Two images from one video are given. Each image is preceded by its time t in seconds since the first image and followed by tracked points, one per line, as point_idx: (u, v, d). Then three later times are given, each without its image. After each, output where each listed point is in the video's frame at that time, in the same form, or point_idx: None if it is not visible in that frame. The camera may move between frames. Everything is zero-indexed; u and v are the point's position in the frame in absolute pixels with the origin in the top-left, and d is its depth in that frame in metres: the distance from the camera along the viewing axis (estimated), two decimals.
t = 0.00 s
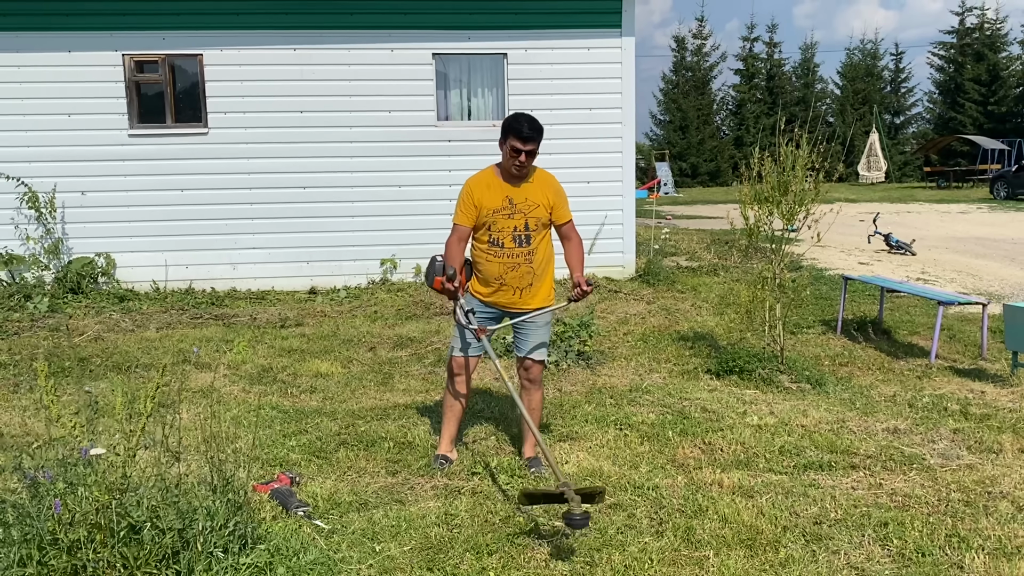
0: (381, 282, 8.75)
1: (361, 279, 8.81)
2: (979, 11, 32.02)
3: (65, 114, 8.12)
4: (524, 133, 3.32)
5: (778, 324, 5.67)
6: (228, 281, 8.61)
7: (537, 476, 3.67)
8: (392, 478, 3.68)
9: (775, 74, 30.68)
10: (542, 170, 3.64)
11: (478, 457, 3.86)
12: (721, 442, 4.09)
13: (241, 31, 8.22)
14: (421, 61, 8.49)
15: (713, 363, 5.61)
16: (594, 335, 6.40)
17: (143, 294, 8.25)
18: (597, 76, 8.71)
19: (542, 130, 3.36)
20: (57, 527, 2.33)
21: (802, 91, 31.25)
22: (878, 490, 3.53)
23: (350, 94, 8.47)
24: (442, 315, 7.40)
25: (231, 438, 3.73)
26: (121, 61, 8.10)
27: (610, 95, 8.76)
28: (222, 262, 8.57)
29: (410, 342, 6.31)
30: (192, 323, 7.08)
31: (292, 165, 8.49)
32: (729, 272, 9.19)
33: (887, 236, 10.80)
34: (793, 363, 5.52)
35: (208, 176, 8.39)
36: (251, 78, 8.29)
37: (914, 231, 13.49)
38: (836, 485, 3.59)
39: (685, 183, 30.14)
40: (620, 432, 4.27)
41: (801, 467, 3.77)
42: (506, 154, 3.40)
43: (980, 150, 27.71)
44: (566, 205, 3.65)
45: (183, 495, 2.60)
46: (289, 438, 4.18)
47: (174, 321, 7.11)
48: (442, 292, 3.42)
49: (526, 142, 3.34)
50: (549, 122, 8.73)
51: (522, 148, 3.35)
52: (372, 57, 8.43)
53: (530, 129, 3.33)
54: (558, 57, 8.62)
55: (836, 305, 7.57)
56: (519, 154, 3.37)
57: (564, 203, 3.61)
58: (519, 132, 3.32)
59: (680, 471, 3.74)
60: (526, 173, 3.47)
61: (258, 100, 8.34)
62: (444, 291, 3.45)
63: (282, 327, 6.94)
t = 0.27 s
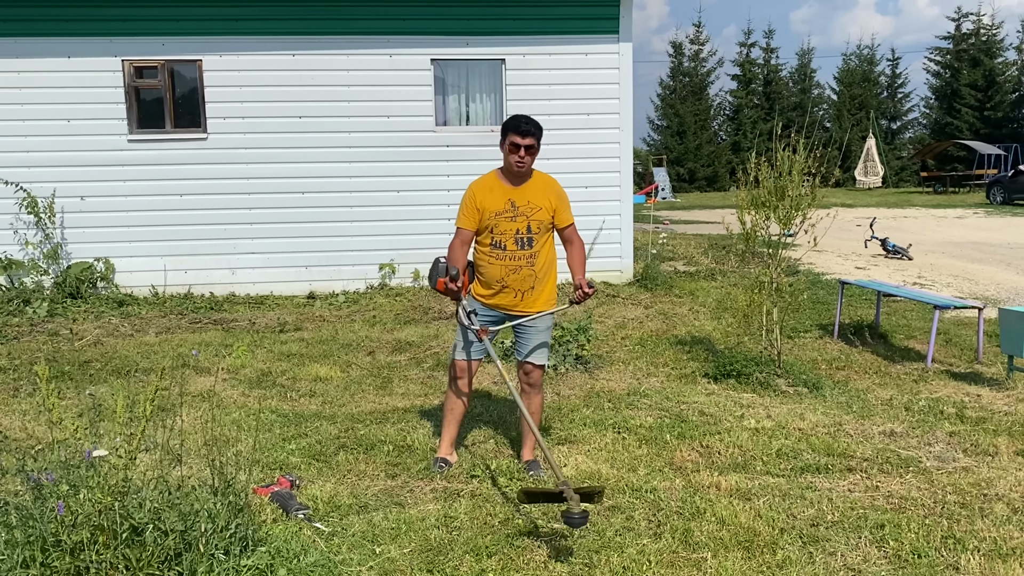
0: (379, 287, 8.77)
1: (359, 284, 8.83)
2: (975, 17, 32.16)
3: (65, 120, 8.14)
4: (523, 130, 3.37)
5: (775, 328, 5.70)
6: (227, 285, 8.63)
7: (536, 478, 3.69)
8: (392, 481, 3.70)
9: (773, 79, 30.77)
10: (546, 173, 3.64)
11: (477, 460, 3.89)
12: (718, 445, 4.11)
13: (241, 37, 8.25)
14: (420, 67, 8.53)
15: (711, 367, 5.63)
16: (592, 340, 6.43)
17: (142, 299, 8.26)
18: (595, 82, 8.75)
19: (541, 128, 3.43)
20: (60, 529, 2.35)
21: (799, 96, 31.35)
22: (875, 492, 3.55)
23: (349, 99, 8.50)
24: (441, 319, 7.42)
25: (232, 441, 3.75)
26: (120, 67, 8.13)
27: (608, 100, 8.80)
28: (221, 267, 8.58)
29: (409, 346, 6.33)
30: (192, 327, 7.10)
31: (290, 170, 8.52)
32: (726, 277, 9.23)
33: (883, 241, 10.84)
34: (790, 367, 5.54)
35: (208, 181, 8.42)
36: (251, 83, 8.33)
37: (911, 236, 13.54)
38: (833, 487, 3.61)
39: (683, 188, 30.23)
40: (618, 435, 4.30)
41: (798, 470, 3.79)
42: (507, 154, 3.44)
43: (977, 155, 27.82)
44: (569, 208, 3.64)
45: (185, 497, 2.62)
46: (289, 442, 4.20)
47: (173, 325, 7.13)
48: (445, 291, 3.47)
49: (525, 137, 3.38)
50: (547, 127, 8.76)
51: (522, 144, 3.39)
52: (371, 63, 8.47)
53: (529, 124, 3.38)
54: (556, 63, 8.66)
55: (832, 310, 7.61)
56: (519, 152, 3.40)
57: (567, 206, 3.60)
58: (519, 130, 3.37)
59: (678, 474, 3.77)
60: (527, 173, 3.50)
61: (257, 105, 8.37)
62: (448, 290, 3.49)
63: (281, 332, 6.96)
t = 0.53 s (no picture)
0: (377, 290, 8.78)
1: (357, 287, 8.84)
2: (972, 22, 32.28)
3: (64, 123, 8.16)
4: (525, 131, 3.40)
5: (773, 332, 5.72)
6: (225, 289, 8.63)
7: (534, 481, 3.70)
8: (390, 484, 3.71)
9: (770, 83, 30.87)
10: (549, 176, 3.65)
11: (476, 463, 3.89)
12: (716, 449, 4.13)
13: (240, 41, 8.27)
14: (418, 71, 8.55)
15: (709, 370, 5.65)
16: (590, 343, 6.44)
17: (140, 302, 8.26)
18: (593, 86, 8.77)
19: (543, 130, 3.46)
20: (60, 530, 2.36)
21: (796, 101, 31.44)
22: (872, 495, 3.57)
23: (347, 103, 8.52)
24: (439, 323, 7.43)
25: (230, 444, 3.76)
26: (119, 70, 8.14)
27: (606, 104, 8.83)
28: (219, 270, 8.59)
29: (407, 350, 6.34)
30: (190, 330, 7.10)
31: (289, 173, 8.54)
32: (724, 281, 9.25)
33: (881, 244, 10.87)
34: (787, 370, 5.56)
35: (206, 185, 8.43)
36: (250, 87, 8.35)
37: (908, 240, 13.58)
38: (830, 490, 3.63)
39: (680, 192, 30.29)
40: (616, 438, 4.31)
41: (795, 473, 3.81)
42: (509, 156, 3.46)
43: (973, 159, 27.91)
44: (572, 211, 3.65)
45: (185, 500, 2.63)
46: (288, 445, 4.21)
47: (172, 328, 7.13)
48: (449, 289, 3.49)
49: (526, 138, 3.41)
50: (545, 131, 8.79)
51: (523, 144, 3.42)
52: (369, 67, 8.49)
53: (530, 126, 3.41)
54: (554, 67, 8.69)
55: (830, 313, 7.63)
56: (521, 153, 3.43)
57: (570, 209, 3.62)
58: (521, 131, 3.40)
59: (675, 476, 3.78)
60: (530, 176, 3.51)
61: (256, 109, 8.39)
62: (451, 288, 3.51)
63: (279, 335, 6.97)
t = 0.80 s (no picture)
0: (375, 292, 8.78)
1: (355, 289, 8.83)
2: (969, 25, 32.36)
3: (62, 124, 8.15)
4: (525, 131, 3.42)
5: (771, 334, 5.72)
6: (223, 290, 8.62)
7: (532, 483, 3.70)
8: (388, 485, 3.71)
9: (767, 86, 30.94)
10: (550, 177, 3.66)
11: (474, 465, 3.89)
12: (714, 451, 4.13)
13: (239, 43, 8.27)
14: (417, 73, 8.56)
15: (707, 372, 5.65)
16: (588, 345, 6.44)
17: (138, 304, 8.26)
18: (591, 89, 8.79)
19: (544, 132, 3.48)
20: (58, 532, 2.36)
21: (794, 103, 31.50)
22: (869, 497, 3.57)
23: (346, 105, 8.52)
24: (437, 324, 7.43)
25: (228, 446, 3.75)
26: (117, 72, 8.14)
27: (604, 107, 8.84)
28: (217, 272, 8.58)
29: (405, 351, 6.34)
30: (188, 332, 7.10)
31: (287, 175, 8.54)
32: (722, 283, 9.26)
33: (878, 247, 10.89)
34: (785, 372, 5.56)
35: (204, 186, 8.43)
36: (248, 89, 8.35)
37: (905, 243, 13.60)
38: (827, 492, 3.63)
39: (678, 194, 30.33)
40: (614, 440, 4.32)
41: (793, 475, 3.81)
42: (509, 157, 3.47)
43: (971, 162, 27.97)
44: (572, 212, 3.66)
45: (182, 501, 2.63)
46: (286, 446, 4.21)
47: (169, 330, 7.13)
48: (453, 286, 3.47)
49: (527, 140, 3.43)
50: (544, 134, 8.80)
51: (523, 145, 3.43)
52: (368, 69, 8.50)
53: (530, 128, 3.43)
54: (553, 70, 8.70)
55: (827, 316, 7.64)
56: (521, 153, 3.45)
57: (570, 209, 3.63)
58: (522, 132, 3.42)
59: (673, 478, 3.78)
60: (530, 177, 3.52)
61: (254, 111, 8.39)
62: (454, 287, 3.50)
63: (277, 337, 6.97)
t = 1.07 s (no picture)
0: (374, 292, 8.78)
1: (353, 290, 8.83)
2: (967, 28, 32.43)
3: (60, 124, 8.15)
4: (526, 135, 3.42)
5: (768, 336, 5.73)
6: (221, 291, 8.62)
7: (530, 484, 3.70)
8: (386, 486, 3.71)
9: (765, 88, 30.98)
10: (550, 179, 3.67)
11: (471, 466, 3.90)
12: (711, 452, 4.14)
13: (237, 43, 8.28)
14: (415, 74, 8.57)
15: (704, 374, 5.66)
16: (586, 346, 6.45)
17: (136, 304, 8.25)
18: (589, 90, 8.80)
19: (544, 135, 3.48)
20: (55, 532, 2.36)
21: (792, 105, 31.53)
22: (866, 499, 3.58)
23: (345, 105, 8.53)
24: (435, 325, 7.43)
25: (226, 446, 3.76)
26: (116, 72, 8.14)
27: (603, 108, 8.85)
28: (215, 272, 8.58)
29: (403, 352, 6.34)
30: (186, 332, 7.10)
31: (285, 176, 8.54)
32: (719, 284, 9.27)
33: (876, 249, 10.90)
34: (782, 374, 5.57)
35: (203, 187, 8.42)
36: (247, 90, 8.35)
37: (903, 244, 13.62)
38: (824, 493, 3.64)
39: (677, 196, 30.36)
40: (611, 441, 4.32)
41: (790, 476, 3.82)
42: (510, 159, 3.48)
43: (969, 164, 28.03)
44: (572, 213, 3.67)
45: (180, 502, 2.63)
46: (283, 447, 4.21)
47: (167, 330, 7.12)
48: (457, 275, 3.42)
49: (528, 145, 3.43)
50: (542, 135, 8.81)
51: (524, 149, 3.43)
52: (367, 70, 8.50)
53: (532, 133, 3.43)
54: (551, 71, 8.71)
55: (825, 317, 7.65)
56: (521, 157, 3.44)
57: (570, 210, 3.64)
58: (524, 136, 3.42)
59: (671, 480, 3.78)
60: (531, 179, 3.53)
61: (253, 111, 8.39)
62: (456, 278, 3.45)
63: (275, 337, 6.96)
